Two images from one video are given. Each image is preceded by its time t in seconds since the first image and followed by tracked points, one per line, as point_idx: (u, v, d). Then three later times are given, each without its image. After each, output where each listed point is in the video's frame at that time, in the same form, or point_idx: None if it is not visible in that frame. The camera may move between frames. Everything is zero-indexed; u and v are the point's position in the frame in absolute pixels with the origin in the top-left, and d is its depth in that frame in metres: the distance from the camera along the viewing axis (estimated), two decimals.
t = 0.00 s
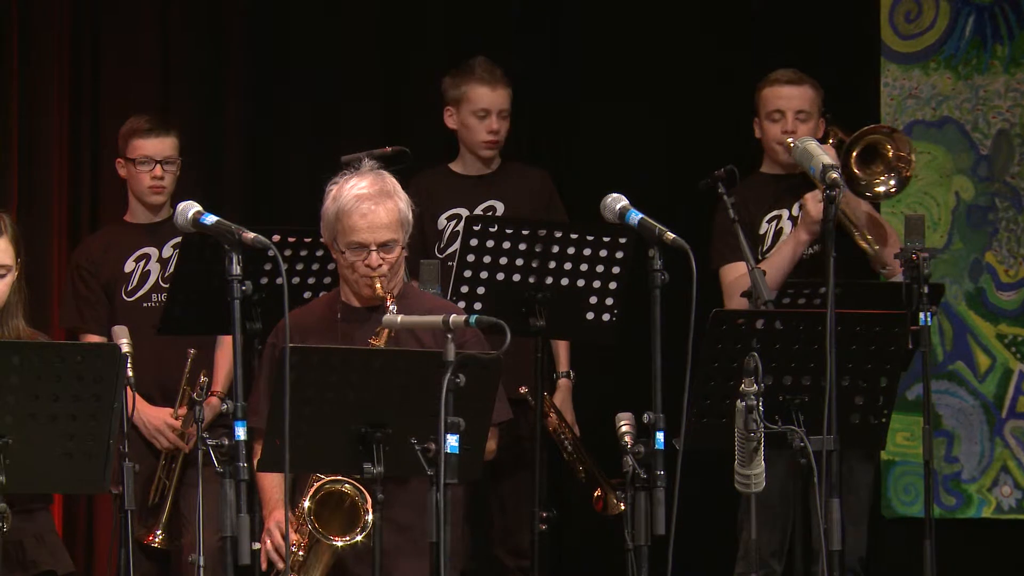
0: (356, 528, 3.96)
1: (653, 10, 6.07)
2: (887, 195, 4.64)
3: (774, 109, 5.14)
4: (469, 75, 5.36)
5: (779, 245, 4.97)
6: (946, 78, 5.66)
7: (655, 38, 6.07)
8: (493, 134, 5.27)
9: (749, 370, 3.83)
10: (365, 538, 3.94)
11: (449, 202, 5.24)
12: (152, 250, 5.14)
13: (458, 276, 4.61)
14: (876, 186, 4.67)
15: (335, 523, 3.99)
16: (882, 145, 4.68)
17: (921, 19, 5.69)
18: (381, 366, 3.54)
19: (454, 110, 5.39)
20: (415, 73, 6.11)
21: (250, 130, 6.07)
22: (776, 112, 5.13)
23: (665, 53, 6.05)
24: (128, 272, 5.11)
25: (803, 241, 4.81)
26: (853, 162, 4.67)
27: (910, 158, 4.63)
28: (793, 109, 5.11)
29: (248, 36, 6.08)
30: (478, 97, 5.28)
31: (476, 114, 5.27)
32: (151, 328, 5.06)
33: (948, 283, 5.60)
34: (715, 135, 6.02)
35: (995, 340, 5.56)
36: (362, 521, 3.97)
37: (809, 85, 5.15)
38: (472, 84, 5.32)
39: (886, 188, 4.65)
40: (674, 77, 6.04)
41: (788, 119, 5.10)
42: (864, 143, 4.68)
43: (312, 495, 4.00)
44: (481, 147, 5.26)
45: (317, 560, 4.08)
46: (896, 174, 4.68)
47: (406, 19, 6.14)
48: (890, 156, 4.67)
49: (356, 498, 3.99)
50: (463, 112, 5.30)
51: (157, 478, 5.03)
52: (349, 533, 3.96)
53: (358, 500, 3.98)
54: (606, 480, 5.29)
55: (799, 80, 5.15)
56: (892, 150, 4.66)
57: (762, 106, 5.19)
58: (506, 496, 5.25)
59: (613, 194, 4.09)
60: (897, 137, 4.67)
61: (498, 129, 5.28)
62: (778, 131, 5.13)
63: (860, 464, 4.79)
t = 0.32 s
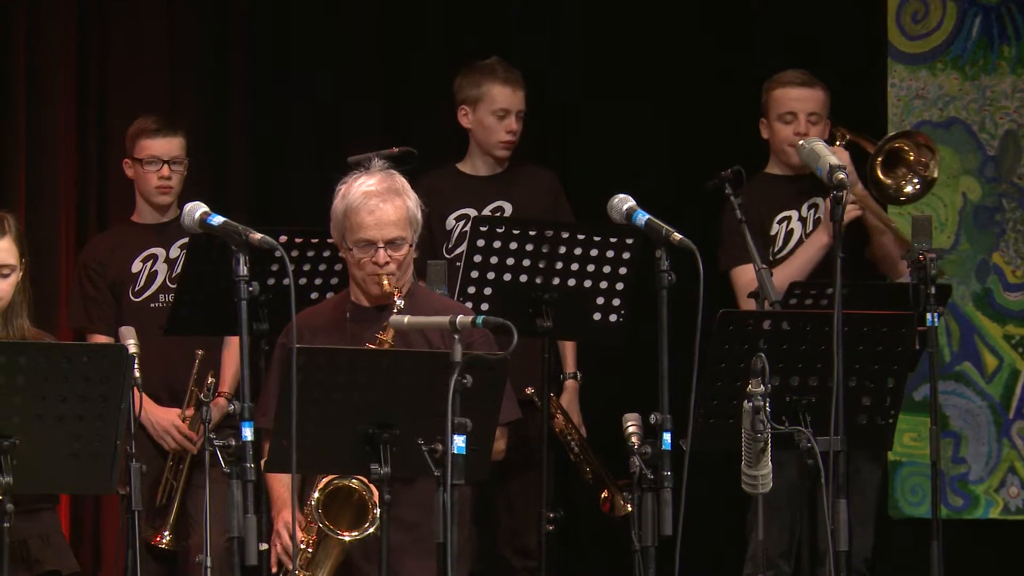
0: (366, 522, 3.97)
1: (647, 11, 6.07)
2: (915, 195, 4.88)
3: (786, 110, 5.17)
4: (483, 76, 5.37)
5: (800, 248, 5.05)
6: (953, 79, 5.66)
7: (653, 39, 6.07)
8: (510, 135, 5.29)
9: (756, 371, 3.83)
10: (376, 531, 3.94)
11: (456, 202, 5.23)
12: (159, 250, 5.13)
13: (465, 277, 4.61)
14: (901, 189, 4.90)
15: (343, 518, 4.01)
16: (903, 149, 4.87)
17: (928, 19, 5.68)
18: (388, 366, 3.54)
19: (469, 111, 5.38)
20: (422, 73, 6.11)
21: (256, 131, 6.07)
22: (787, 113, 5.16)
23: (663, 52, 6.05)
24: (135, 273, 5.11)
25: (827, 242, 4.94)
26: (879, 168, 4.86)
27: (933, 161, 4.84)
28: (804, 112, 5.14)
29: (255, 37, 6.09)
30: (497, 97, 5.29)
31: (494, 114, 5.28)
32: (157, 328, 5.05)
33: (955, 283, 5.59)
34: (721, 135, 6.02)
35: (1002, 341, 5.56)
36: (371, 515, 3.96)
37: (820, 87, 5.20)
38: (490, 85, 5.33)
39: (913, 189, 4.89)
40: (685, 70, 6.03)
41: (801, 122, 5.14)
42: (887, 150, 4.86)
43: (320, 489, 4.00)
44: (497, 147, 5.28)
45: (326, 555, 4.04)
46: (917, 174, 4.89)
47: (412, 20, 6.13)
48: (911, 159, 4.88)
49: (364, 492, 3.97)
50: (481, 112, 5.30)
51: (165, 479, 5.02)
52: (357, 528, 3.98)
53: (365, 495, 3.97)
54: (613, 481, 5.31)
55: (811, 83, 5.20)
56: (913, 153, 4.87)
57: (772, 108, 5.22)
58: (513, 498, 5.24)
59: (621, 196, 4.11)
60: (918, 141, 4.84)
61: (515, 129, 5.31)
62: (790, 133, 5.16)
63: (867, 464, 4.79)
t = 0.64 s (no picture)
0: (381, 527, 4.00)
1: (669, 11, 6.04)
2: (935, 194, 4.93)
3: (799, 112, 5.17)
4: (495, 77, 5.37)
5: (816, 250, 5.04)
6: (964, 79, 5.65)
7: (668, 37, 6.04)
8: (523, 135, 5.29)
9: (766, 371, 3.83)
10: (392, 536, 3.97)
11: (466, 203, 5.23)
12: (169, 250, 5.13)
13: (476, 277, 4.61)
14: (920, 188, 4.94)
15: (358, 522, 4.01)
16: (923, 151, 4.93)
17: (938, 19, 5.68)
18: (399, 366, 3.55)
19: (482, 111, 5.37)
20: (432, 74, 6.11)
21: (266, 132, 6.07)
22: (801, 114, 5.17)
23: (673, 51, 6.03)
24: (145, 273, 5.11)
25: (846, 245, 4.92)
26: (899, 170, 4.91)
27: (952, 162, 4.90)
28: (817, 113, 5.15)
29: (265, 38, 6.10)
30: (510, 97, 5.29)
31: (507, 115, 5.28)
32: (167, 329, 5.05)
33: (966, 283, 5.59)
34: (729, 135, 6.03)
35: (1013, 341, 5.55)
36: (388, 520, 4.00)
37: (833, 88, 5.21)
38: (504, 85, 5.33)
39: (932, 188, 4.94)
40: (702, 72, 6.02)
41: (814, 122, 5.15)
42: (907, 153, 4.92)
43: (337, 493, 4.00)
44: (510, 147, 5.27)
45: (342, 559, 4.08)
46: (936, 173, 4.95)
47: (423, 19, 6.12)
48: (930, 160, 4.94)
49: (381, 498, 3.99)
50: (493, 112, 5.30)
51: (175, 479, 5.02)
52: (375, 532, 4.00)
53: (384, 500, 3.99)
54: (623, 481, 5.27)
55: (823, 84, 5.20)
56: (933, 155, 4.93)
57: (785, 109, 5.22)
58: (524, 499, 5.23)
59: (631, 196, 4.12)
60: (941, 144, 4.91)
61: (528, 130, 5.31)
62: (803, 134, 5.16)
63: (879, 464, 4.79)
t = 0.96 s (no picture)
0: (394, 531, 4.00)
1: (666, 10, 6.03)
2: (942, 195, 4.92)
3: (809, 112, 5.17)
4: (509, 78, 5.35)
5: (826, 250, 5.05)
6: (975, 80, 5.67)
7: (678, 37, 6.03)
8: (535, 136, 5.29)
9: (777, 372, 3.83)
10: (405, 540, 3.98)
11: (478, 203, 5.23)
12: (180, 251, 5.13)
13: (487, 278, 4.61)
14: (927, 189, 4.93)
15: (370, 525, 4.00)
16: (930, 151, 4.93)
17: (949, 20, 5.69)
18: (411, 366, 3.56)
19: (493, 112, 5.37)
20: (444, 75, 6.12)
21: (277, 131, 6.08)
22: (811, 114, 5.17)
23: (681, 52, 6.02)
24: (155, 273, 5.11)
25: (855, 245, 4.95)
26: (907, 170, 4.89)
27: (960, 161, 4.89)
28: (828, 113, 5.15)
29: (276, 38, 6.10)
30: (521, 98, 5.29)
31: (518, 116, 5.28)
32: (179, 329, 5.06)
33: (977, 284, 5.60)
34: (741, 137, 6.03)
35: None
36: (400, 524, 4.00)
37: (843, 88, 5.20)
38: (515, 87, 5.32)
39: (940, 188, 4.93)
40: (694, 72, 6.01)
41: (824, 123, 5.15)
42: (915, 152, 4.90)
43: (350, 496, 4.01)
44: (521, 148, 5.27)
45: (353, 562, 4.07)
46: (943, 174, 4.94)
47: (424, 19, 6.11)
48: (938, 160, 4.93)
49: (394, 501, 4.00)
50: (505, 113, 5.30)
51: (185, 479, 5.01)
52: (388, 535, 4.00)
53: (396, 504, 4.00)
54: (633, 483, 5.29)
55: (833, 85, 5.20)
56: (941, 155, 4.92)
57: (796, 109, 5.22)
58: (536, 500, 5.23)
59: (642, 197, 4.12)
60: (948, 144, 4.91)
61: (540, 131, 5.31)
62: (814, 134, 5.17)
63: (891, 464, 4.79)
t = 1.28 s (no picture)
0: (404, 531, 3.99)
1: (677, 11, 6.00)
2: (940, 197, 4.87)
3: (819, 112, 5.17)
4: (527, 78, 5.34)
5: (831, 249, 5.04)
6: (990, 79, 5.65)
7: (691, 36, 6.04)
8: (546, 138, 5.27)
9: (792, 372, 3.84)
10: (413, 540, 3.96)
11: (493, 203, 5.23)
12: (195, 251, 5.13)
13: (501, 278, 4.61)
14: (927, 191, 4.88)
15: (380, 525, 4.00)
16: (933, 150, 4.88)
17: (964, 20, 5.68)
18: (424, 367, 3.57)
19: (505, 113, 5.38)
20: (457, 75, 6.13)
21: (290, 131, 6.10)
22: (822, 114, 5.17)
23: (696, 51, 6.00)
24: (170, 273, 5.11)
25: (857, 245, 4.91)
26: (905, 169, 4.86)
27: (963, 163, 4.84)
28: (838, 113, 5.14)
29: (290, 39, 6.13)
30: (532, 100, 5.29)
31: (528, 117, 5.27)
32: (194, 329, 5.05)
33: (992, 284, 5.60)
34: (753, 136, 6.05)
35: None
36: (411, 524, 3.99)
37: (854, 87, 5.19)
38: (526, 88, 5.32)
39: (939, 191, 4.87)
40: (715, 70, 6.02)
41: (834, 123, 5.14)
42: (914, 150, 4.87)
43: (359, 498, 4.01)
44: (532, 149, 5.27)
45: (365, 562, 4.08)
46: (946, 177, 4.89)
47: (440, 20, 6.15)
48: (940, 161, 4.88)
49: (405, 501, 3.99)
50: (516, 115, 5.30)
51: (200, 480, 5.02)
52: (398, 536, 3.98)
53: (407, 504, 3.99)
54: (648, 482, 5.26)
55: (845, 84, 5.19)
56: (944, 156, 4.87)
57: (807, 109, 5.22)
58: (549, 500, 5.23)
59: (656, 197, 4.11)
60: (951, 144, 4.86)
61: (550, 132, 5.29)
62: (823, 134, 5.16)
63: (905, 465, 4.79)
